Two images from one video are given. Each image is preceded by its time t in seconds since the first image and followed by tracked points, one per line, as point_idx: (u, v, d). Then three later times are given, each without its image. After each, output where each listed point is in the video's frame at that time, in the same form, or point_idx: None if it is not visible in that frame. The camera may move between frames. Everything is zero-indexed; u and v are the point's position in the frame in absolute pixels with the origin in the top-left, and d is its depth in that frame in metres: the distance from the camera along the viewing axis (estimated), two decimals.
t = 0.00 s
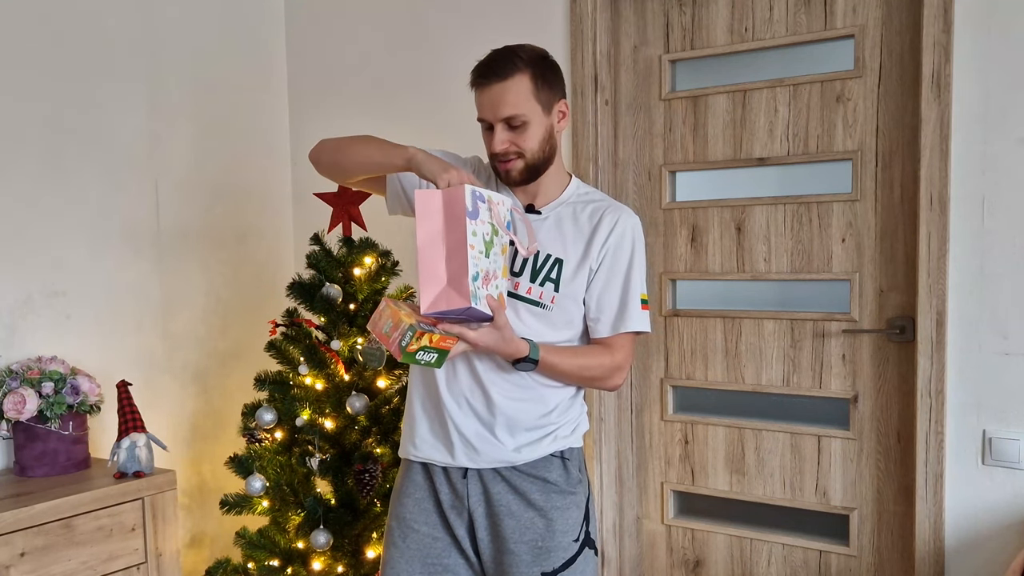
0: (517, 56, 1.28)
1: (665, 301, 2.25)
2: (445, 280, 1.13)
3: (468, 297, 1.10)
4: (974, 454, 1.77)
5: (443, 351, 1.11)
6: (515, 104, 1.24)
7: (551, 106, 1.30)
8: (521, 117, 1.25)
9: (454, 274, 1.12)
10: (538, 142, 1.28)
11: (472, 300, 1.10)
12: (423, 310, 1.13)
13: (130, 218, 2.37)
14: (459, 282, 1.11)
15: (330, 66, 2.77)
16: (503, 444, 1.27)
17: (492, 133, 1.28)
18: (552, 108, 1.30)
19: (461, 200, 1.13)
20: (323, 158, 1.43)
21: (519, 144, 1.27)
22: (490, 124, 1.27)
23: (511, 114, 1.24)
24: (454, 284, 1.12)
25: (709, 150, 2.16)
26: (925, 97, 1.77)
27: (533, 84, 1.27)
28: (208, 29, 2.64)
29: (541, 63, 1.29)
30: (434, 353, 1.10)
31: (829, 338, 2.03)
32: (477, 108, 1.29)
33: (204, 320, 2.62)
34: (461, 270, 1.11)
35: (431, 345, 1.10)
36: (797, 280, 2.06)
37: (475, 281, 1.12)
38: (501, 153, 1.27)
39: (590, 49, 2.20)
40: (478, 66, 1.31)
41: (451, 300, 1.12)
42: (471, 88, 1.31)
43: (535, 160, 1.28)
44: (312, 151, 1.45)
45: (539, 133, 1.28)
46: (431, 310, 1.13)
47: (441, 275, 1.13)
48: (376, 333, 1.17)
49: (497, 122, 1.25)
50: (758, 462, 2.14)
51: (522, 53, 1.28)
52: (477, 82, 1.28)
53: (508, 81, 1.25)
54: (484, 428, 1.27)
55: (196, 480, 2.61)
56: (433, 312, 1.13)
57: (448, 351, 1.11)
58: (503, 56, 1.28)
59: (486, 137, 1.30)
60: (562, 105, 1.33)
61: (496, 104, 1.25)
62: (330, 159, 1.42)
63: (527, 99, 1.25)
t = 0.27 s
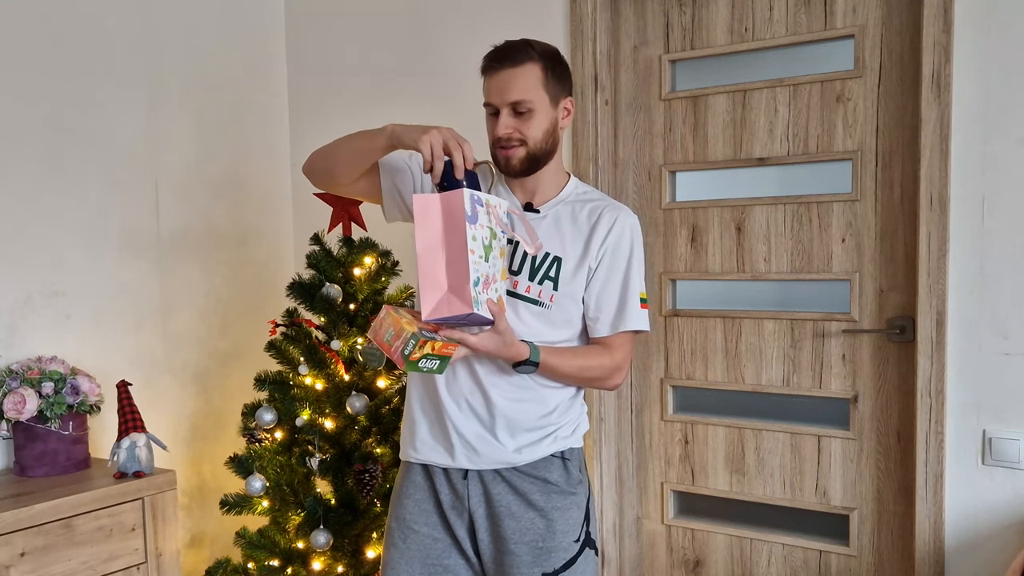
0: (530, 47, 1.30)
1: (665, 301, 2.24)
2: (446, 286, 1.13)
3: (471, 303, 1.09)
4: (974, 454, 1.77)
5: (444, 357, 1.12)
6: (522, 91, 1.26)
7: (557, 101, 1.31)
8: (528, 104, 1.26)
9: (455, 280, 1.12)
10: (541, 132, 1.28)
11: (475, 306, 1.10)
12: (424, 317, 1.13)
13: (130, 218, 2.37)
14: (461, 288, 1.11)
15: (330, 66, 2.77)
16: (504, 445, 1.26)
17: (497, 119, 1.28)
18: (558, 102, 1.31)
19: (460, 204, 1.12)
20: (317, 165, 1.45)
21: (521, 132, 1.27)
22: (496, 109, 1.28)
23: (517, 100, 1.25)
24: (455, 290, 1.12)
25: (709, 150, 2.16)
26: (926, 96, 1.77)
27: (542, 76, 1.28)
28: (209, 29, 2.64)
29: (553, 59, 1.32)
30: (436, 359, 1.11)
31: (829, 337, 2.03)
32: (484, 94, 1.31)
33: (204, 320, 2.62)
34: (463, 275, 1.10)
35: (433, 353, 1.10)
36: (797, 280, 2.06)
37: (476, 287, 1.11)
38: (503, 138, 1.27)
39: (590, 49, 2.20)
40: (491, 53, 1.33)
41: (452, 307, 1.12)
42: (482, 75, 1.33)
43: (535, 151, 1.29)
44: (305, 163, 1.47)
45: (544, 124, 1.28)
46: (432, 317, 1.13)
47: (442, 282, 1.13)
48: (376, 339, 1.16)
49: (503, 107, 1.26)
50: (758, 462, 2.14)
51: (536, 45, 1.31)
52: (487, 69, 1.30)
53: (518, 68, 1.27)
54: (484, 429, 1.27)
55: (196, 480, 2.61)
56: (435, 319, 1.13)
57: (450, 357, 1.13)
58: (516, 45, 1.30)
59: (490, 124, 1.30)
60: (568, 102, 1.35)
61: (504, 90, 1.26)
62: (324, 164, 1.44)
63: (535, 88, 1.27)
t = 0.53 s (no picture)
0: (544, 47, 1.32)
1: (664, 301, 2.24)
2: (448, 288, 1.12)
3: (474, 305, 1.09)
4: (974, 454, 1.77)
5: (447, 360, 1.12)
6: (531, 88, 1.27)
7: (562, 104, 1.33)
8: (535, 101, 1.27)
9: (457, 281, 1.11)
10: (544, 132, 1.29)
11: (476, 308, 1.10)
12: (426, 318, 1.12)
13: (131, 218, 2.37)
14: (463, 290, 1.10)
15: (330, 67, 2.77)
16: (504, 445, 1.26)
17: (501, 112, 1.29)
18: (563, 104, 1.32)
19: (461, 207, 1.12)
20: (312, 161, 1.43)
21: (524, 128, 1.27)
22: (502, 102, 1.28)
23: (525, 96, 1.26)
24: (457, 292, 1.11)
25: (709, 150, 2.16)
26: (925, 96, 1.77)
27: (552, 76, 1.30)
28: (209, 29, 2.65)
29: (564, 62, 1.33)
30: (439, 362, 1.11)
31: (829, 337, 2.03)
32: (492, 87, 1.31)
33: (205, 320, 2.62)
34: (465, 277, 1.10)
35: (436, 355, 1.10)
36: (797, 280, 2.06)
37: (478, 289, 1.11)
38: (504, 132, 1.27)
39: (590, 49, 2.20)
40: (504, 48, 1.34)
41: (454, 308, 1.11)
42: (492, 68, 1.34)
43: (535, 149, 1.29)
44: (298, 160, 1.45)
45: (547, 123, 1.29)
46: (435, 319, 1.12)
47: (443, 283, 1.12)
48: (376, 341, 1.15)
49: (509, 101, 1.27)
50: (758, 462, 2.14)
51: (550, 45, 1.33)
52: (498, 62, 1.31)
53: (529, 65, 1.28)
54: (485, 429, 1.27)
55: (196, 480, 2.61)
56: (437, 320, 1.12)
57: (451, 359, 1.12)
58: (531, 42, 1.32)
59: (493, 116, 1.31)
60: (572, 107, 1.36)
61: (513, 84, 1.27)
62: (320, 160, 1.42)
63: (543, 87, 1.28)
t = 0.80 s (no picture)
0: (563, 55, 1.32)
1: (665, 301, 2.24)
2: (460, 298, 1.11)
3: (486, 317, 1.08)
4: (974, 454, 1.77)
5: (456, 372, 1.13)
6: (543, 96, 1.27)
7: (569, 117, 1.33)
8: (544, 110, 1.27)
9: (470, 292, 1.10)
10: (545, 141, 1.29)
11: (488, 319, 1.09)
12: (437, 329, 1.10)
13: (131, 218, 2.37)
14: (475, 301, 1.09)
15: (330, 67, 2.77)
16: (505, 445, 1.27)
17: (507, 112, 1.29)
18: (569, 116, 1.33)
19: (476, 219, 1.10)
20: (310, 167, 1.45)
21: (525, 133, 1.27)
22: (511, 102, 1.28)
23: (535, 103, 1.26)
24: (469, 303, 1.10)
25: (709, 150, 2.16)
26: (925, 96, 1.77)
27: (563, 88, 1.30)
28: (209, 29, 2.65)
29: (579, 75, 1.34)
30: (449, 374, 1.12)
31: (829, 338, 2.03)
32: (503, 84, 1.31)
33: (205, 320, 2.62)
34: (478, 289, 1.09)
35: (446, 367, 1.11)
36: (797, 280, 2.06)
37: (490, 301, 1.10)
38: (506, 134, 1.27)
39: (590, 49, 2.20)
40: (521, 47, 1.33)
41: (465, 318, 1.10)
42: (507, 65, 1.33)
43: (531, 158, 1.29)
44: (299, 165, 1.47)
45: (549, 134, 1.29)
46: (446, 329, 1.10)
47: (456, 293, 1.11)
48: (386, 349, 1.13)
49: (518, 105, 1.27)
50: (758, 462, 2.14)
51: (569, 54, 1.32)
52: (516, 61, 1.31)
53: (544, 74, 1.29)
54: (486, 429, 1.27)
55: (196, 480, 2.61)
56: (448, 331, 1.11)
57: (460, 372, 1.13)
58: (550, 48, 1.32)
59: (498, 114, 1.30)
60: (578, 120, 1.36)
61: (526, 89, 1.27)
62: (318, 165, 1.44)
63: (555, 99, 1.29)
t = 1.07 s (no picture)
0: (564, 57, 1.32)
1: (665, 301, 2.24)
2: (467, 316, 1.12)
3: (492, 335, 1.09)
4: (974, 454, 1.77)
5: (461, 391, 1.12)
6: (541, 98, 1.27)
7: (569, 119, 1.33)
8: (542, 112, 1.27)
9: (476, 310, 1.11)
10: (543, 144, 1.29)
11: (494, 338, 1.10)
12: (443, 347, 1.11)
13: (131, 217, 2.37)
14: (482, 320, 1.10)
15: (330, 67, 2.77)
16: (504, 445, 1.27)
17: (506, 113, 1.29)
18: (568, 118, 1.33)
19: (483, 236, 1.11)
20: (314, 175, 1.48)
21: (524, 135, 1.27)
22: (510, 103, 1.28)
23: (532, 105, 1.26)
24: (476, 322, 1.11)
25: (709, 150, 2.16)
26: (926, 97, 1.77)
27: (563, 90, 1.30)
28: (209, 28, 2.64)
29: (580, 78, 1.34)
30: (453, 394, 1.11)
31: (829, 338, 2.03)
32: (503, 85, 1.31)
33: (204, 320, 2.62)
34: (485, 307, 1.10)
35: (452, 386, 1.10)
36: (797, 280, 2.06)
37: (497, 318, 1.11)
38: (504, 134, 1.27)
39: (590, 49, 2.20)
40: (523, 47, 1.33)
41: (472, 336, 1.11)
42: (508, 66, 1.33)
43: (530, 159, 1.29)
44: (305, 173, 1.51)
45: (547, 137, 1.29)
46: (452, 347, 1.11)
47: (462, 312, 1.12)
48: (392, 368, 1.13)
49: (516, 106, 1.27)
50: (758, 462, 2.14)
51: (570, 56, 1.32)
52: (518, 62, 1.31)
53: (544, 75, 1.28)
54: (486, 430, 1.27)
55: (196, 480, 2.61)
56: (454, 349, 1.12)
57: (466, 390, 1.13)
58: (551, 50, 1.31)
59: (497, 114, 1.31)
60: (579, 122, 1.36)
61: (524, 90, 1.27)
62: (322, 173, 1.47)
63: (553, 101, 1.28)
